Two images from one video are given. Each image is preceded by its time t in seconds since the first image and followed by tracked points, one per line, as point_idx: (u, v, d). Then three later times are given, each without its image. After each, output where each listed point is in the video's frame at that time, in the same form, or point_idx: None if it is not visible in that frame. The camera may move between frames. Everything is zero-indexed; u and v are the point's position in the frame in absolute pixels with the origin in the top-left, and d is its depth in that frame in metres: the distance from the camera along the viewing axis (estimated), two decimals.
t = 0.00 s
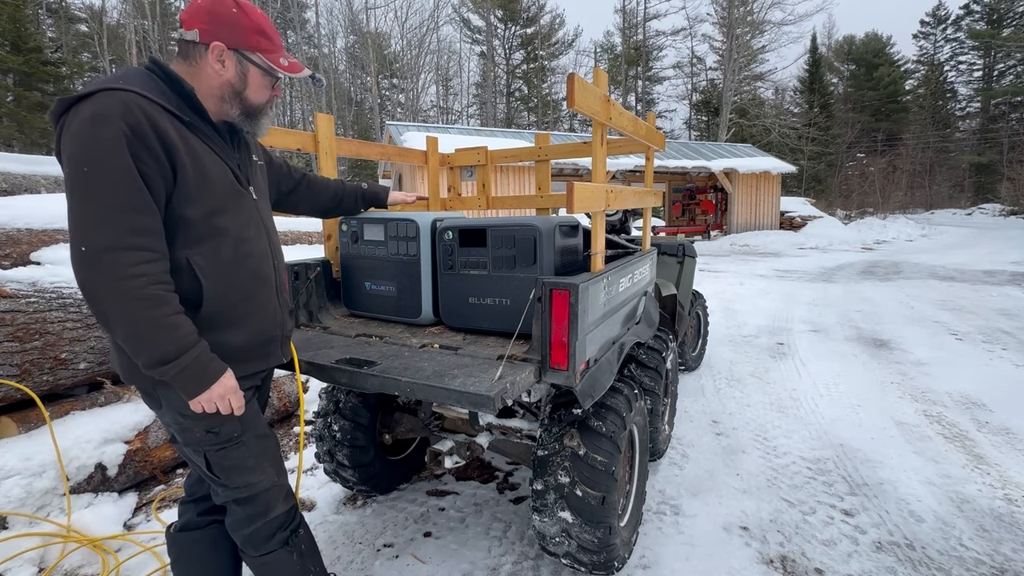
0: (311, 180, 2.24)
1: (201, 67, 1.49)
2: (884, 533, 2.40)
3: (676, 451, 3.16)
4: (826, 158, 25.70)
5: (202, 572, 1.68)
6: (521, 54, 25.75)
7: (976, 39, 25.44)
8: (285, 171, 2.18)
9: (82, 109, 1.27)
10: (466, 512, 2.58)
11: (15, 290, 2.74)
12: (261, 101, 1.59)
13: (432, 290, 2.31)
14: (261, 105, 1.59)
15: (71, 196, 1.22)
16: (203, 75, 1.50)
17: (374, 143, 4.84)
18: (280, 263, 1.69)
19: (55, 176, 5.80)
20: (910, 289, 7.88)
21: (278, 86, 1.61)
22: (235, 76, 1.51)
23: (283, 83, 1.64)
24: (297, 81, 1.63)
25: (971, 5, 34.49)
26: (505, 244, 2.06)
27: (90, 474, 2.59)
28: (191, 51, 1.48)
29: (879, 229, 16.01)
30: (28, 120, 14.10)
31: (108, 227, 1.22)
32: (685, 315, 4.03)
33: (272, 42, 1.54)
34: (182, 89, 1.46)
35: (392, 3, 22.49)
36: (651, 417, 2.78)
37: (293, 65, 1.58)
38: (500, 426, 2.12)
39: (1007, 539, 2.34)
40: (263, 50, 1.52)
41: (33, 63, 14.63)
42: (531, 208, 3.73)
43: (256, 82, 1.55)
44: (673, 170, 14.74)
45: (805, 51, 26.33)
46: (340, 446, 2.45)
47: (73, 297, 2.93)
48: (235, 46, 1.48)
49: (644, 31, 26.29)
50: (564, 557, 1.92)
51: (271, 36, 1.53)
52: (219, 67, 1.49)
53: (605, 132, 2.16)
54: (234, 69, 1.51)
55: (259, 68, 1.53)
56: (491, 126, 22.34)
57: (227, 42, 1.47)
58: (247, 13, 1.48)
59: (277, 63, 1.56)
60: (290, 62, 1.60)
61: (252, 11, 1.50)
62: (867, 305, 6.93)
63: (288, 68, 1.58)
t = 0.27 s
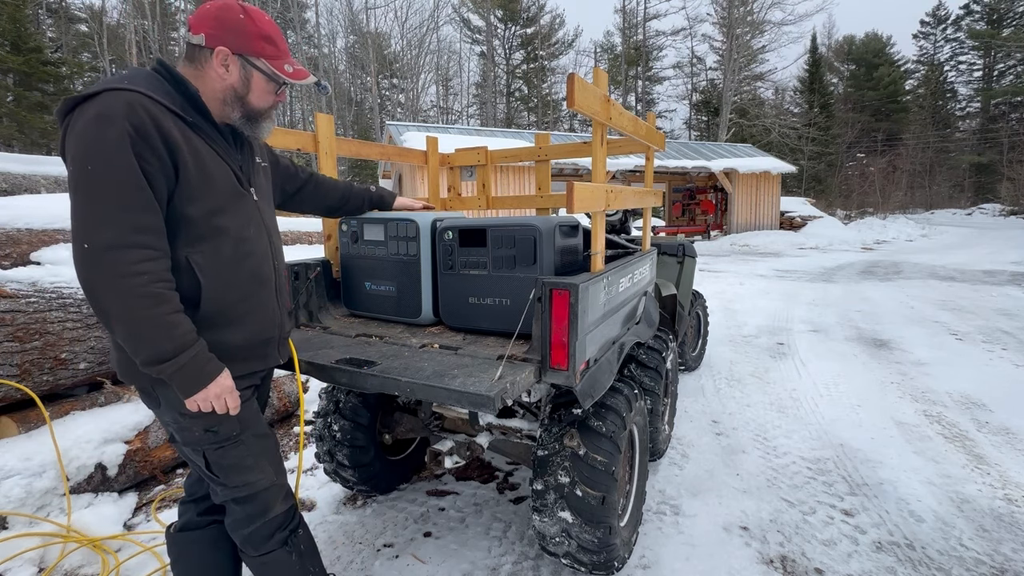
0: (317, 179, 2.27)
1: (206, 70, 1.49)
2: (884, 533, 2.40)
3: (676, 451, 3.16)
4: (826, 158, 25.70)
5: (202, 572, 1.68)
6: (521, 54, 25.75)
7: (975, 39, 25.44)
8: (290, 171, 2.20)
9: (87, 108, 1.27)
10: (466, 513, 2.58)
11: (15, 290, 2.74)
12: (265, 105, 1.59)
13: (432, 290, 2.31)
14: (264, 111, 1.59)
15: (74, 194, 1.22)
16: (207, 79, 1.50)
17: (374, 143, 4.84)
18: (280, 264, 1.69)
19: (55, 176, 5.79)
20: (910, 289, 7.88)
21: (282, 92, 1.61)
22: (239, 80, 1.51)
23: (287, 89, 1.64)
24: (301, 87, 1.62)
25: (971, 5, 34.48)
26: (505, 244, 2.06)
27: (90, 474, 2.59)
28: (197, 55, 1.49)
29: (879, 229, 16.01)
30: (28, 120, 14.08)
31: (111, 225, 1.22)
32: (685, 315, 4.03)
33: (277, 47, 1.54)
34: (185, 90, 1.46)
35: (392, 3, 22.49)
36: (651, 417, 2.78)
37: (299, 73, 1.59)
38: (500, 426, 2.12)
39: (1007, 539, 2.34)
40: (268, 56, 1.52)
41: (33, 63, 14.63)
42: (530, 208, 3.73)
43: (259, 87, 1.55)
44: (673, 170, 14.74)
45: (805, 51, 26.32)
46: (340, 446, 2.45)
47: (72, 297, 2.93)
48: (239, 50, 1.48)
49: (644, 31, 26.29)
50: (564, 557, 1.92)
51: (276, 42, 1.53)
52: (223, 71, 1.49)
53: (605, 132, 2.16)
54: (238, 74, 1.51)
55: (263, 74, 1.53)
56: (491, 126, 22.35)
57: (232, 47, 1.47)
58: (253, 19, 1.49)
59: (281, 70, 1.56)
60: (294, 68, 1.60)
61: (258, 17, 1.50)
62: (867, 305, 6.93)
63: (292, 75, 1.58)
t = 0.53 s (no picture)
0: (330, 179, 2.27)
1: (214, 75, 1.50)
2: (884, 533, 2.39)
3: (676, 451, 3.17)
4: (826, 158, 25.68)
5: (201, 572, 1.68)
6: (521, 54, 25.75)
7: (976, 39, 25.41)
8: (301, 171, 2.20)
9: (89, 108, 1.28)
10: (466, 513, 2.58)
11: (15, 290, 2.74)
12: (271, 111, 1.58)
13: (432, 290, 2.31)
14: (270, 117, 1.59)
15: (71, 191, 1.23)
16: (215, 84, 1.51)
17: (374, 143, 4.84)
18: (278, 267, 1.69)
19: (55, 176, 5.80)
20: (910, 289, 7.88)
21: (289, 98, 1.60)
22: (245, 86, 1.51)
23: (294, 95, 1.62)
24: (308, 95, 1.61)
25: (971, 5, 34.47)
26: (505, 244, 2.06)
27: (90, 474, 2.59)
28: (205, 59, 1.50)
29: (879, 229, 16.01)
30: (28, 120, 14.07)
31: (107, 222, 1.23)
32: (685, 315, 4.03)
33: (284, 55, 1.54)
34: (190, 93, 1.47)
35: (392, 3, 22.48)
36: (651, 417, 2.78)
37: (304, 79, 1.58)
38: (500, 426, 2.12)
39: (1007, 539, 2.34)
40: (274, 63, 1.51)
41: (33, 63, 14.64)
42: (531, 208, 3.73)
43: (265, 93, 1.54)
44: (673, 170, 14.74)
45: (805, 51, 26.31)
46: (340, 446, 2.45)
47: (73, 297, 2.93)
48: (246, 57, 1.48)
49: (644, 31, 26.30)
50: (564, 557, 1.92)
51: (283, 49, 1.53)
52: (230, 77, 1.49)
53: (605, 132, 2.16)
54: (244, 79, 1.51)
55: (269, 80, 1.52)
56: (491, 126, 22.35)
57: (239, 54, 1.47)
58: (261, 26, 1.49)
59: (288, 76, 1.55)
60: (302, 75, 1.58)
61: (266, 24, 1.50)
62: (867, 305, 6.93)
63: (299, 82, 1.57)
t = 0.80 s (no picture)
0: (337, 178, 2.29)
1: (213, 77, 1.50)
2: (884, 533, 2.40)
3: (676, 451, 3.17)
4: (826, 158, 25.67)
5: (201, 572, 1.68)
6: (521, 54, 25.75)
7: (976, 39, 25.39)
8: (308, 170, 2.20)
9: (89, 109, 1.29)
10: (466, 512, 2.58)
11: (15, 290, 2.74)
12: (270, 112, 1.58)
13: (432, 290, 2.31)
14: (269, 118, 1.59)
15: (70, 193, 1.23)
16: (214, 86, 1.51)
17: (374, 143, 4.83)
18: (278, 267, 1.69)
19: (55, 176, 5.80)
20: (910, 289, 7.88)
21: (288, 99, 1.60)
22: (244, 87, 1.51)
23: (293, 96, 1.62)
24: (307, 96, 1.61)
25: (971, 5, 34.46)
26: (505, 244, 2.06)
27: (90, 475, 2.59)
28: (205, 61, 1.50)
29: (879, 229, 16.00)
30: (28, 120, 14.07)
31: (104, 222, 1.23)
32: (685, 315, 4.03)
33: (283, 56, 1.53)
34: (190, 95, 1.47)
35: (392, 3, 22.48)
36: (651, 417, 2.78)
37: (303, 80, 1.57)
38: (500, 426, 2.12)
39: (1007, 539, 2.34)
40: (272, 64, 1.51)
41: (33, 63, 14.64)
42: (531, 208, 3.73)
43: (265, 95, 1.54)
44: (673, 170, 14.73)
45: (805, 51, 26.30)
46: (340, 446, 2.45)
47: (72, 297, 2.93)
48: (245, 58, 1.48)
49: (644, 31, 26.29)
50: (564, 557, 1.92)
51: (282, 50, 1.53)
52: (229, 78, 1.49)
53: (605, 132, 2.16)
54: (243, 80, 1.50)
55: (268, 83, 1.53)
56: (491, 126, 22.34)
57: (238, 55, 1.47)
58: (260, 27, 1.48)
59: (286, 78, 1.55)
60: (300, 76, 1.58)
61: (265, 25, 1.50)
62: (866, 305, 6.93)
63: (297, 82, 1.57)
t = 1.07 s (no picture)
0: (330, 181, 2.29)
1: (210, 78, 1.50)
2: (884, 533, 2.40)
3: (676, 451, 3.17)
4: (826, 158, 25.68)
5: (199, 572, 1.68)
6: (521, 54, 25.76)
7: (975, 39, 25.40)
8: (302, 171, 2.21)
9: (85, 110, 1.29)
10: (466, 513, 2.58)
11: (15, 290, 2.74)
12: (267, 113, 1.58)
13: (432, 290, 2.31)
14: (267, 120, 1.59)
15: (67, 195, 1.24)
16: (212, 88, 1.51)
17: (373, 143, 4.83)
18: (275, 267, 1.69)
19: (55, 176, 5.80)
20: (910, 289, 7.89)
21: (287, 100, 1.61)
22: (242, 88, 1.51)
23: (291, 97, 1.62)
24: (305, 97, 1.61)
25: (971, 5, 34.45)
26: (505, 244, 2.06)
27: (90, 475, 2.59)
28: (203, 62, 1.50)
29: (879, 229, 16.01)
30: (28, 120, 14.06)
31: (100, 222, 1.23)
32: (685, 315, 4.03)
33: (281, 58, 1.53)
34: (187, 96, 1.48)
35: (391, 3, 22.47)
36: (651, 417, 2.78)
37: (301, 82, 1.58)
38: (500, 426, 2.12)
39: (1007, 539, 2.34)
40: (271, 66, 1.51)
41: (33, 63, 14.64)
42: (531, 208, 3.73)
43: (263, 96, 1.54)
44: (673, 170, 14.74)
45: (805, 51, 26.30)
46: (340, 446, 2.45)
47: (73, 297, 2.93)
48: (243, 59, 1.48)
49: (644, 31, 26.30)
50: (564, 557, 1.92)
51: (280, 52, 1.53)
52: (227, 79, 1.49)
53: (605, 132, 2.16)
54: (241, 81, 1.50)
55: (267, 84, 1.53)
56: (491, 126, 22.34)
57: (236, 56, 1.47)
58: (258, 29, 1.49)
59: (284, 79, 1.55)
60: (298, 78, 1.58)
61: (264, 27, 1.50)
62: (867, 305, 6.93)
63: (295, 84, 1.57)
